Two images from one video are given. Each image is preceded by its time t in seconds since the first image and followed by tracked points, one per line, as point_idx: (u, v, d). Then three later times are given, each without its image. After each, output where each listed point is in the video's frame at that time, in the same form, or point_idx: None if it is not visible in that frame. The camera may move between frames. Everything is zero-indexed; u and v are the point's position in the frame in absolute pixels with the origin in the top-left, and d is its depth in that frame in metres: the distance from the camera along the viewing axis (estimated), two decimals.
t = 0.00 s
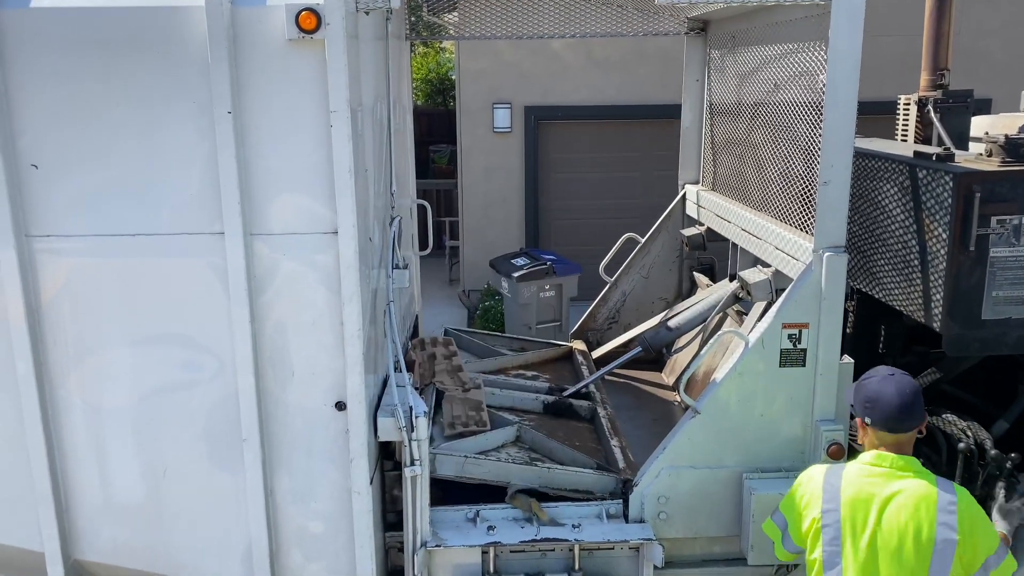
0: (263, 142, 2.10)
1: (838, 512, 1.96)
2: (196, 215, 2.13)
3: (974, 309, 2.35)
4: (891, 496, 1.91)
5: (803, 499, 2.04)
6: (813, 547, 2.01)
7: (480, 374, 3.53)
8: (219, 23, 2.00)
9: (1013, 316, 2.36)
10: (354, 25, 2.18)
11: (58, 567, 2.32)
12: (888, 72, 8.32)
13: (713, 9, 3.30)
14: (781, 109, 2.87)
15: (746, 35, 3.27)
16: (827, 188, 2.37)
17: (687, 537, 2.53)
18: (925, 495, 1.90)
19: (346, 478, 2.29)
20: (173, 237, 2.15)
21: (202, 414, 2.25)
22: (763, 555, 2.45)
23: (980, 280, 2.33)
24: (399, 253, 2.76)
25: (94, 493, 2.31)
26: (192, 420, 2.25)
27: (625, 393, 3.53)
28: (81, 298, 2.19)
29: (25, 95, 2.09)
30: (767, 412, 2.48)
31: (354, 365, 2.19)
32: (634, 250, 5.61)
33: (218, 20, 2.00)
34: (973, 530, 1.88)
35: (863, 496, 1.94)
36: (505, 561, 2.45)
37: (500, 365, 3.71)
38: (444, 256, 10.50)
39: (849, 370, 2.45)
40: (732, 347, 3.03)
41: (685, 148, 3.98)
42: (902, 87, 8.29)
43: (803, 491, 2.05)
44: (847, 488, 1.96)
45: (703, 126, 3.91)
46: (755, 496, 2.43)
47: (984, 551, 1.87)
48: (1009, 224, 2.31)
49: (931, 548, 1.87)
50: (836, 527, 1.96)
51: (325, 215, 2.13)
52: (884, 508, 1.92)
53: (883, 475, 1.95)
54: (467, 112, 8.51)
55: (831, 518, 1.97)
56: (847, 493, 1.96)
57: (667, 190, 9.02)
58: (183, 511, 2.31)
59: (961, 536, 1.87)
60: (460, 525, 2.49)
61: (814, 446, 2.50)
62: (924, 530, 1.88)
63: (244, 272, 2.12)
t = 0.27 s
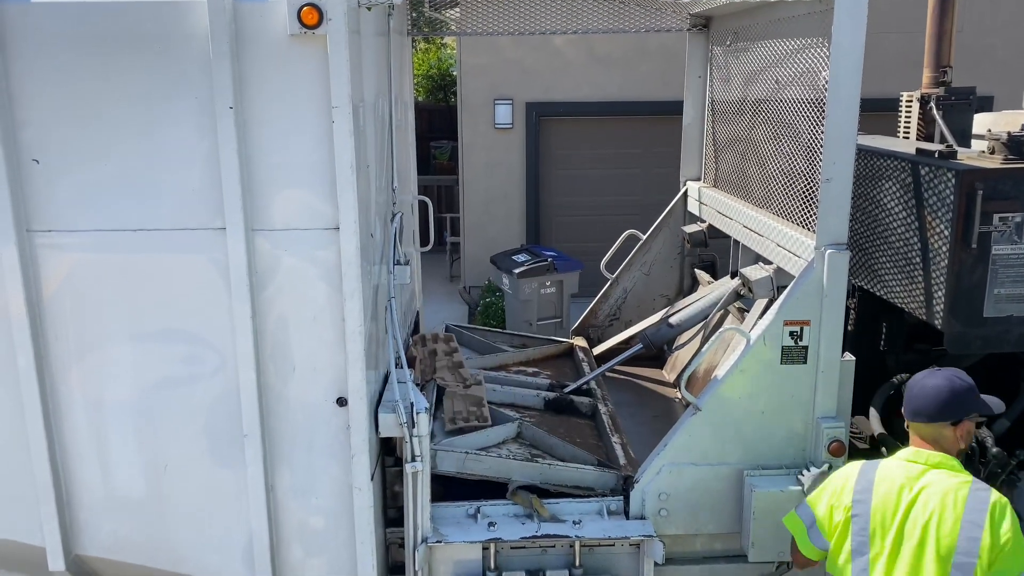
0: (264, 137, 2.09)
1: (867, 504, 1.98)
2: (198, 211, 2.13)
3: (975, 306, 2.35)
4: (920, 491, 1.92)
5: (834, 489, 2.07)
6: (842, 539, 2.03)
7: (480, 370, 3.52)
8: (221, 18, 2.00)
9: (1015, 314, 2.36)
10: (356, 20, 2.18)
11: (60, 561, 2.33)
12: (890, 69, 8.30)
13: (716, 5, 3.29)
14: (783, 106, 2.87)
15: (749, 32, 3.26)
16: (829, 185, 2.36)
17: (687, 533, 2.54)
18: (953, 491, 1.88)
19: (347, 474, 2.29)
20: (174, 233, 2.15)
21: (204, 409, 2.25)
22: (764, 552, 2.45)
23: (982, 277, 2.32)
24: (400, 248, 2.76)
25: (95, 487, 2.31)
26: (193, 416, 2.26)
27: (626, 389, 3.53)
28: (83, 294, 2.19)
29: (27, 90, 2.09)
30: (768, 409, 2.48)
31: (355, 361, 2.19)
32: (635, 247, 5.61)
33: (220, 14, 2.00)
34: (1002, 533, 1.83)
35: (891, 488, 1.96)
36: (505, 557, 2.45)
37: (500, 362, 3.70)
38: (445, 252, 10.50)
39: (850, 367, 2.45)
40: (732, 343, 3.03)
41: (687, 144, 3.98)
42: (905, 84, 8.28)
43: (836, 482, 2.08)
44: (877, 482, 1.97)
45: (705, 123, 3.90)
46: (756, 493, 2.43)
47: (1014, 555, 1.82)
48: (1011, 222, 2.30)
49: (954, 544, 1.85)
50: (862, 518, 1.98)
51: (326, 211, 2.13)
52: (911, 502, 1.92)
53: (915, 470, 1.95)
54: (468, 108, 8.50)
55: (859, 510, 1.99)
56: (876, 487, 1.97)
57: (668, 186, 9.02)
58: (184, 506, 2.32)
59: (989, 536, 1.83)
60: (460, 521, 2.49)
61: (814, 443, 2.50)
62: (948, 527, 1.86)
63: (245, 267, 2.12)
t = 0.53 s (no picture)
0: (265, 132, 2.09)
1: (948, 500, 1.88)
2: (198, 206, 2.13)
3: (976, 302, 2.35)
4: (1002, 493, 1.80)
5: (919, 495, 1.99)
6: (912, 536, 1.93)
7: (481, 365, 3.52)
8: (222, 12, 2.00)
9: (1016, 310, 2.36)
10: (357, 15, 2.17)
11: (60, 555, 2.33)
12: (892, 66, 8.29)
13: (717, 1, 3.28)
14: (784, 102, 2.86)
15: (750, 28, 3.26)
16: (830, 181, 2.36)
17: (688, 529, 2.54)
18: None
19: (347, 469, 2.30)
20: (175, 227, 2.14)
21: (204, 404, 2.25)
22: (763, 548, 2.45)
23: (983, 273, 2.32)
24: (401, 244, 2.76)
25: (96, 482, 2.31)
26: (194, 411, 2.26)
27: (626, 385, 3.53)
28: (83, 289, 2.19)
29: (27, 85, 2.09)
30: (769, 405, 2.48)
31: (355, 356, 2.19)
32: (635, 243, 5.61)
33: (221, 8, 1.99)
34: None
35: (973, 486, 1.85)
36: (505, 552, 2.45)
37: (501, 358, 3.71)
38: (445, 248, 10.50)
39: (850, 363, 2.45)
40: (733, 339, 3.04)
41: (688, 140, 3.97)
42: (906, 81, 8.27)
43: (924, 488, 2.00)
44: (962, 479, 1.88)
45: (706, 119, 3.90)
46: (755, 490, 2.43)
47: None
48: (1012, 218, 2.30)
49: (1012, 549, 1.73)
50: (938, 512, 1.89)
51: (327, 206, 2.13)
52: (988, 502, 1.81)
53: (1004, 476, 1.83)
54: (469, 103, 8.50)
55: (938, 505, 1.89)
56: (960, 484, 1.88)
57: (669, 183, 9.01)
58: (184, 500, 2.32)
59: None
60: (460, 516, 2.49)
61: (814, 439, 2.50)
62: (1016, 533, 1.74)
63: (245, 263, 2.12)
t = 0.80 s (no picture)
0: (263, 126, 2.09)
1: None
2: (196, 200, 2.12)
3: (975, 296, 2.35)
4: None
5: None
6: None
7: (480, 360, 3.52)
8: (220, 4, 1.99)
9: (1015, 304, 2.36)
10: (355, 8, 2.17)
11: (59, 550, 2.33)
12: (891, 61, 8.28)
13: None
14: (783, 96, 2.86)
15: (750, 22, 3.25)
16: (829, 175, 2.36)
17: (686, 522, 2.54)
18: None
19: (346, 463, 2.30)
20: (173, 221, 2.14)
21: (202, 398, 2.25)
22: (761, 542, 2.46)
23: (982, 268, 2.32)
24: (400, 238, 2.76)
25: (94, 476, 2.31)
26: (192, 405, 2.26)
27: (625, 380, 3.53)
28: (81, 283, 2.19)
29: (25, 78, 2.09)
30: (767, 399, 2.48)
31: (354, 350, 2.19)
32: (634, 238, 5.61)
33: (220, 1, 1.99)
34: None
35: None
36: (503, 546, 2.46)
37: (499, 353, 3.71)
38: (444, 244, 10.49)
39: (849, 357, 2.45)
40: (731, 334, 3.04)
41: (687, 135, 3.97)
42: (905, 76, 8.27)
43: None
44: None
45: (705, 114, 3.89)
46: (753, 484, 2.43)
47: None
48: (1012, 212, 2.29)
49: None
50: None
51: (326, 200, 2.13)
52: None
53: None
54: (468, 99, 8.49)
55: None
56: None
57: (668, 178, 9.00)
58: (183, 494, 2.32)
59: None
60: (459, 510, 2.49)
61: (813, 433, 2.50)
62: None
63: (243, 256, 2.12)
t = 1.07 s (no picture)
0: (259, 124, 2.09)
1: None
2: (192, 198, 2.12)
3: (970, 293, 2.35)
4: None
5: None
6: None
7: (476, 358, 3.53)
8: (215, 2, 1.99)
9: (1010, 301, 2.37)
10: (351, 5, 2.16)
11: (55, 548, 2.33)
12: (887, 58, 8.30)
13: None
14: (779, 93, 2.86)
15: (745, 20, 3.25)
16: (824, 173, 2.36)
17: (682, 519, 2.55)
18: None
19: (342, 460, 2.30)
20: (169, 220, 2.14)
21: (198, 396, 2.25)
22: (757, 538, 2.47)
23: (976, 264, 2.33)
24: (396, 235, 2.76)
25: (90, 475, 2.31)
26: (188, 403, 2.25)
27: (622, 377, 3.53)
28: (77, 281, 2.19)
29: (19, 77, 2.08)
30: (763, 396, 2.49)
31: (350, 348, 2.19)
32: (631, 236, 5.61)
33: None
34: None
35: None
36: (500, 543, 2.46)
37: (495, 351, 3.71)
38: (441, 242, 10.49)
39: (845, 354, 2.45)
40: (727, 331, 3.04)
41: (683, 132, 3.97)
42: (901, 73, 8.28)
43: None
44: None
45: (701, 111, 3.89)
46: (748, 481, 2.44)
47: None
48: (1006, 209, 2.30)
49: None
50: None
51: (322, 197, 2.13)
52: None
53: None
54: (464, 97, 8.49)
55: None
56: None
57: (665, 176, 9.01)
58: (179, 492, 2.32)
59: None
60: (456, 507, 2.50)
61: (808, 429, 2.50)
62: None
63: (239, 254, 2.12)
